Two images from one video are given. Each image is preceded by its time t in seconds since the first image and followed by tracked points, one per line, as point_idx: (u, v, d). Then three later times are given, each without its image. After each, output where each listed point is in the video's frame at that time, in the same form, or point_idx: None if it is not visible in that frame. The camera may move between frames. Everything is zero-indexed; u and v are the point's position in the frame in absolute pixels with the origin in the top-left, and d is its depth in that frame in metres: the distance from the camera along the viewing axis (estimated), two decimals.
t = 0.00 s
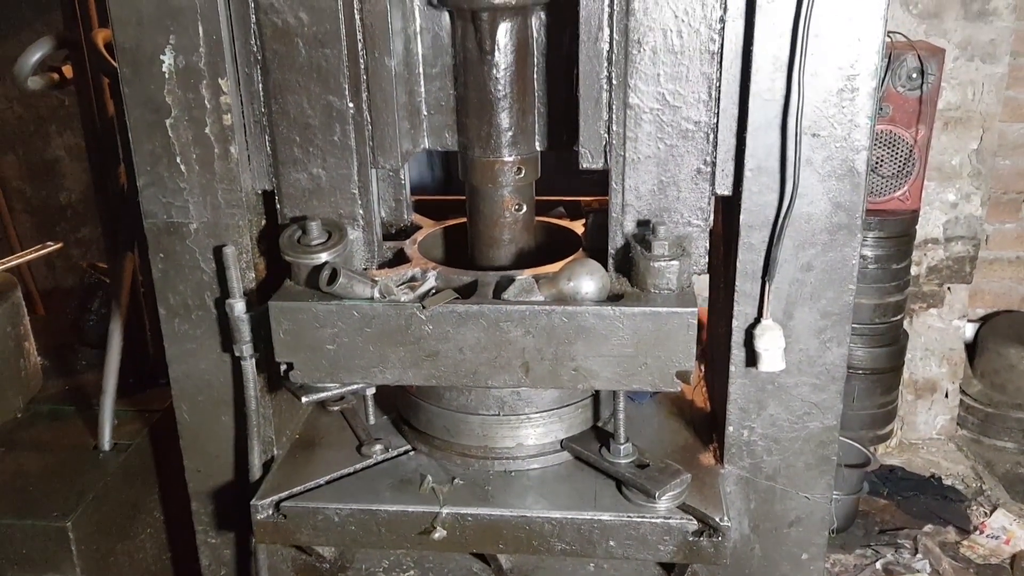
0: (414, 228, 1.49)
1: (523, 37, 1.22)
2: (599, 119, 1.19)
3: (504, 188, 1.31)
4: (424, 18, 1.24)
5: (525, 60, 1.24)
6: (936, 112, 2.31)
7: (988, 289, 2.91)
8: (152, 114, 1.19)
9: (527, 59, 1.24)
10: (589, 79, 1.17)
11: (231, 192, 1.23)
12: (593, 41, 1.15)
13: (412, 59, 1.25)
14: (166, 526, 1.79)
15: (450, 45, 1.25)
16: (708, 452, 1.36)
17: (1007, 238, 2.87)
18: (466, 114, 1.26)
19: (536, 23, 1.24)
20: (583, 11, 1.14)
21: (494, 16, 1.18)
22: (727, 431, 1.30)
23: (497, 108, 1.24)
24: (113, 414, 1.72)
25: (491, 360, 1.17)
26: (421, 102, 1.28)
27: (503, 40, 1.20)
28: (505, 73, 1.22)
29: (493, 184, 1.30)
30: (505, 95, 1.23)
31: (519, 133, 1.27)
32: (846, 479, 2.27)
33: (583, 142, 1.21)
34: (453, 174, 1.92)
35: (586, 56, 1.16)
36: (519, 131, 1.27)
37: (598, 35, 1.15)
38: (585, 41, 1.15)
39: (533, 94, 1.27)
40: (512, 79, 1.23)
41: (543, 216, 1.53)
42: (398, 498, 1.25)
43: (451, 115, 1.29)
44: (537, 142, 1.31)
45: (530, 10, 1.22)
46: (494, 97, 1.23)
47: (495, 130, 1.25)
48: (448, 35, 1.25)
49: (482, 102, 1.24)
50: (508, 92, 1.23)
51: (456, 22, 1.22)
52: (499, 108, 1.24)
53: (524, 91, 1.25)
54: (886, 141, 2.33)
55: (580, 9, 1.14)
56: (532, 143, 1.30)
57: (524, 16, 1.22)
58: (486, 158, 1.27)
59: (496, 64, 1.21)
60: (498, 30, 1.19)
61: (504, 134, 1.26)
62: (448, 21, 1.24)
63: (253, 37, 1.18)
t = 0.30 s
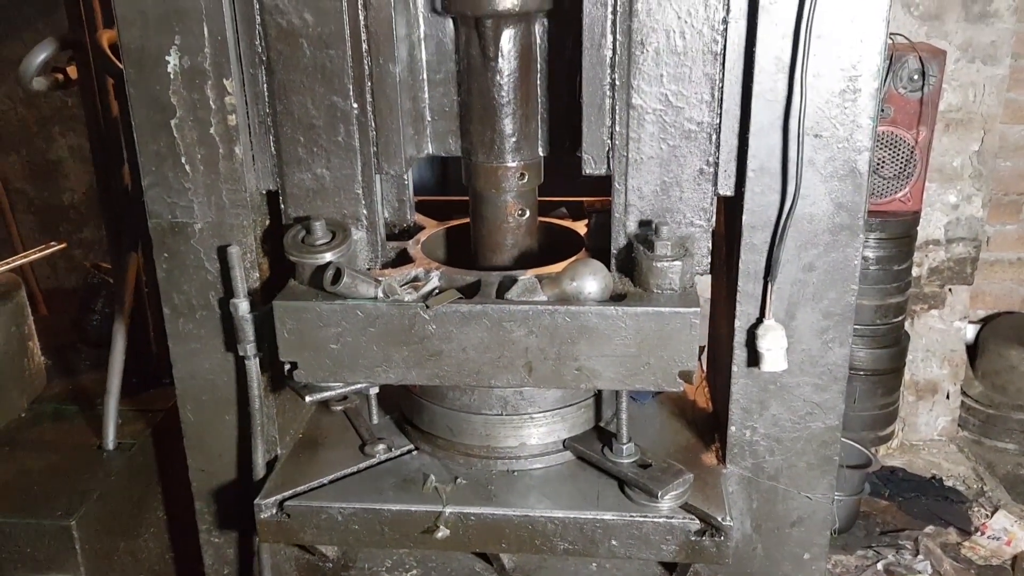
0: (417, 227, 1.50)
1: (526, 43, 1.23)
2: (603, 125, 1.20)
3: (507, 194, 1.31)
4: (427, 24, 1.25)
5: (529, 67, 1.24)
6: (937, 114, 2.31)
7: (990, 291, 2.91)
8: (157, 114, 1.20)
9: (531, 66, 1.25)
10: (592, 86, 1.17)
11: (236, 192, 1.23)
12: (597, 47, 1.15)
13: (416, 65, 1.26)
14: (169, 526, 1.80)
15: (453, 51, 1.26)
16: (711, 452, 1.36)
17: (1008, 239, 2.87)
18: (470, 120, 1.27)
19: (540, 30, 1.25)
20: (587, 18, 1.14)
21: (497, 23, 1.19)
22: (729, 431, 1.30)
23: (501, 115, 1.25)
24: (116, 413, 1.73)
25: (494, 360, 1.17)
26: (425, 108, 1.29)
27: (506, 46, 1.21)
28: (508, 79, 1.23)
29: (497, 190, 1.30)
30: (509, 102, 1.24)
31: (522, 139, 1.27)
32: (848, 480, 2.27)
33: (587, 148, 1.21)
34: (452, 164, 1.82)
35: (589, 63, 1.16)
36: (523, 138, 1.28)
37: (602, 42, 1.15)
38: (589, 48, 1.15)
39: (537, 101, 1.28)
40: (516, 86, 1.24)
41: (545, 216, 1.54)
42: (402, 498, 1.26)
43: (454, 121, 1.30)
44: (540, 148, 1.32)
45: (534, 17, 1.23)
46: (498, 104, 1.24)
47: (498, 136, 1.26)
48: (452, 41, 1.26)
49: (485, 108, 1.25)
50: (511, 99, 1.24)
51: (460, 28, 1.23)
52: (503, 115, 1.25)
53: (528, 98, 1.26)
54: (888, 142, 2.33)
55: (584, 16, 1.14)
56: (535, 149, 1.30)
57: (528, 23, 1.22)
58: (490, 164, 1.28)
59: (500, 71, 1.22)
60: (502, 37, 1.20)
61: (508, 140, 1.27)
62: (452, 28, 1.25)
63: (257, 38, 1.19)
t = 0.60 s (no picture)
0: (419, 229, 1.50)
1: (530, 51, 1.23)
2: (605, 133, 1.20)
3: (510, 201, 1.31)
4: (432, 32, 1.25)
5: (533, 77, 1.25)
6: (938, 117, 2.32)
7: (990, 293, 2.91)
8: (161, 116, 1.20)
9: (535, 75, 1.25)
10: (595, 94, 1.18)
11: (239, 194, 1.24)
12: (600, 56, 1.16)
13: (420, 72, 1.26)
14: (171, 527, 1.80)
15: (457, 59, 1.26)
16: (712, 455, 1.37)
17: (1009, 242, 2.87)
18: (473, 128, 1.27)
19: (542, 38, 1.26)
20: (590, 27, 1.14)
21: (501, 31, 1.19)
22: (731, 433, 1.30)
23: (504, 122, 1.25)
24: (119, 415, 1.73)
25: (497, 362, 1.17)
26: (429, 115, 1.29)
27: (510, 54, 1.21)
28: (511, 88, 1.23)
29: (500, 197, 1.31)
30: (512, 109, 1.24)
31: (526, 146, 1.28)
32: (849, 482, 2.27)
33: (590, 155, 1.21)
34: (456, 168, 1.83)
35: (592, 71, 1.16)
36: (526, 145, 1.28)
37: (605, 51, 1.15)
38: (592, 56, 1.16)
39: (540, 108, 1.28)
40: (519, 94, 1.24)
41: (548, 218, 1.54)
42: (404, 500, 1.26)
43: (458, 128, 1.30)
44: (543, 156, 1.32)
45: (537, 26, 1.23)
46: (502, 111, 1.24)
47: (502, 143, 1.26)
48: (456, 49, 1.26)
49: (489, 115, 1.25)
50: (514, 106, 1.24)
51: (464, 36, 1.23)
52: (506, 122, 1.25)
53: (531, 105, 1.26)
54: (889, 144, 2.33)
55: (587, 25, 1.14)
56: (539, 156, 1.31)
57: (532, 31, 1.23)
58: (493, 172, 1.28)
59: (504, 79, 1.22)
60: (505, 45, 1.20)
61: (512, 147, 1.27)
62: (455, 35, 1.25)
63: (262, 40, 1.19)
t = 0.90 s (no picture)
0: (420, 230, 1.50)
1: (531, 58, 1.23)
2: (606, 140, 1.20)
3: (511, 207, 1.31)
4: (433, 39, 1.25)
5: (534, 83, 1.25)
6: (939, 120, 2.31)
7: (990, 297, 2.91)
8: (161, 117, 1.20)
9: (536, 82, 1.25)
10: (596, 102, 1.18)
11: (239, 195, 1.24)
12: (601, 64, 1.16)
13: (421, 79, 1.26)
14: (170, 528, 1.79)
15: (458, 66, 1.27)
16: (712, 457, 1.36)
17: (1010, 246, 2.87)
18: (474, 135, 1.27)
19: (542, 46, 1.25)
20: (591, 35, 1.14)
21: (502, 39, 1.19)
22: (731, 436, 1.30)
23: (505, 129, 1.25)
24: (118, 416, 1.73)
25: (497, 364, 1.17)
26: (430, 122, 1.29)
27: (510, 62, 1.21)
28: (512, 95, 1.23)
29: (500, 203, 1.31)
30: (512, 116, 1.24)
31: (526, 153, 1.28)
32: (849, 486, 2.27)
33: (590, 163, 1.21)
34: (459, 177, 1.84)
35: (593, 78, 1.17)
36: (527, 152, 1.28)
37: (605, 59, 1.16)
38: (592, 64, 1.16)
39: (541, 115, 1.28)
40: (520, 101, 1.24)
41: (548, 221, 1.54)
42: (403, 501, 1.26)
43: (459, 136, 1.30)
44: (543, 163, 1.31)
45: (538, 33, 1.23)
46: (502, 118, 1.24)
47: (503, 150, 1.26)
48: (456, 56, 1.26)
49: (489, 121, 1.25)
50: (515, 113, 1.24)
51: (465, 43, 1.23)
52: (507, 128, 1.25)
53: (532, 112, 1.26)
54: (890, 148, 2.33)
55: (587, 33, 1.14)
56: (539, 163, 1.31)
57: (532, 38, 1.22)
58: (494, 178, 1.28)
59: (504, 85, 1.22)
60: (506, 53, 1.20)
61: (513, 153, 1.27)
62: (456, 42, 1.25)
63: (262, 41, 1.19)
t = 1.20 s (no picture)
0: (420, 232, 1.50)
1: (531, 65, 1.23)
2: (605, 148, 1.20)
3: (511, 213, 1.31)
4: (433, 47, 1.25)
5: (533, 90, 1.25)
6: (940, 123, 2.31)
7: (990, 301, 2.91)
8: (161, 118, 1.20)
9: (535, 90, 1.25)
10: (595, 109, 1.19)
11: (239, 197, 1.24)
12: (600, 71, 1.17)
13: (421, 85, 1.26)
14: (169, 530, 1.79)
15: (458, 74, 1.26)
16: (711, 460, 1.36)
17: (1010, 249, 2.87)
18: (474, 142, 1.27)
19: (542, 53, 1.25)
20: (590, 43, 1.15)
21: (502, 47, 1.19)
22: (730, 438, 1.30)
23: (505, 136, 1.25)
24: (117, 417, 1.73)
25: (496, 366, 1.17)
26: (430, 129, 1.29)
27: (510, 69, 1.21)
28: (512, 102, 1.23)
29: (500, 210, 1.31)
30: (512, 124, 1.24)
31: (526, 160, 1.28)
32: (848, 489, 2.27)
33: (590, 170, 1.21)
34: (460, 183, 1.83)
35: (592, 86, 1.17)
36: (527, 159, 1.28)
37: (605, 67, 1.16)
38: (592, 72, 1.17)
39: (541, 123, 1.28)
40: (519, 108, 1.24)
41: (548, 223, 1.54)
42: (402, 503, 1.25)
43: (458, 143, 1.30)
44: (542, 170, 1.31)
45: (538, 41, 1.23)
46: (502, 125, 1.24)
47: (502, 157, 1.26)
48: (456, 63, 1.26)
49: (489, 128, 1.25)
50: (515, 121, 1.24)
51: (465, 50, 1.23)
52: (507, 136, 1.25)
53: (532, 120, 1.26)
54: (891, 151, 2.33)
55: (587, 41, 1.15)
56: (539, 170, 1.30)
57: (532, 46, 1.22)
58: (493, 185, 1.28)
59: (504, 93, 1.22)
60: (506, 60, 1.20)
61: (512, 160, 1.27)
62: (456, 50, 1.25)
63: (262, 43, 1.19)
